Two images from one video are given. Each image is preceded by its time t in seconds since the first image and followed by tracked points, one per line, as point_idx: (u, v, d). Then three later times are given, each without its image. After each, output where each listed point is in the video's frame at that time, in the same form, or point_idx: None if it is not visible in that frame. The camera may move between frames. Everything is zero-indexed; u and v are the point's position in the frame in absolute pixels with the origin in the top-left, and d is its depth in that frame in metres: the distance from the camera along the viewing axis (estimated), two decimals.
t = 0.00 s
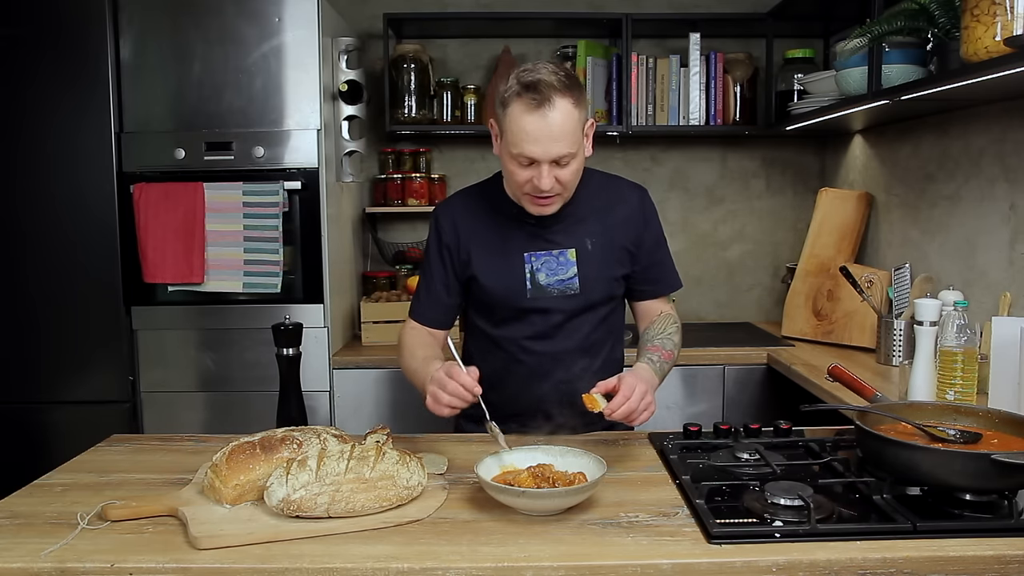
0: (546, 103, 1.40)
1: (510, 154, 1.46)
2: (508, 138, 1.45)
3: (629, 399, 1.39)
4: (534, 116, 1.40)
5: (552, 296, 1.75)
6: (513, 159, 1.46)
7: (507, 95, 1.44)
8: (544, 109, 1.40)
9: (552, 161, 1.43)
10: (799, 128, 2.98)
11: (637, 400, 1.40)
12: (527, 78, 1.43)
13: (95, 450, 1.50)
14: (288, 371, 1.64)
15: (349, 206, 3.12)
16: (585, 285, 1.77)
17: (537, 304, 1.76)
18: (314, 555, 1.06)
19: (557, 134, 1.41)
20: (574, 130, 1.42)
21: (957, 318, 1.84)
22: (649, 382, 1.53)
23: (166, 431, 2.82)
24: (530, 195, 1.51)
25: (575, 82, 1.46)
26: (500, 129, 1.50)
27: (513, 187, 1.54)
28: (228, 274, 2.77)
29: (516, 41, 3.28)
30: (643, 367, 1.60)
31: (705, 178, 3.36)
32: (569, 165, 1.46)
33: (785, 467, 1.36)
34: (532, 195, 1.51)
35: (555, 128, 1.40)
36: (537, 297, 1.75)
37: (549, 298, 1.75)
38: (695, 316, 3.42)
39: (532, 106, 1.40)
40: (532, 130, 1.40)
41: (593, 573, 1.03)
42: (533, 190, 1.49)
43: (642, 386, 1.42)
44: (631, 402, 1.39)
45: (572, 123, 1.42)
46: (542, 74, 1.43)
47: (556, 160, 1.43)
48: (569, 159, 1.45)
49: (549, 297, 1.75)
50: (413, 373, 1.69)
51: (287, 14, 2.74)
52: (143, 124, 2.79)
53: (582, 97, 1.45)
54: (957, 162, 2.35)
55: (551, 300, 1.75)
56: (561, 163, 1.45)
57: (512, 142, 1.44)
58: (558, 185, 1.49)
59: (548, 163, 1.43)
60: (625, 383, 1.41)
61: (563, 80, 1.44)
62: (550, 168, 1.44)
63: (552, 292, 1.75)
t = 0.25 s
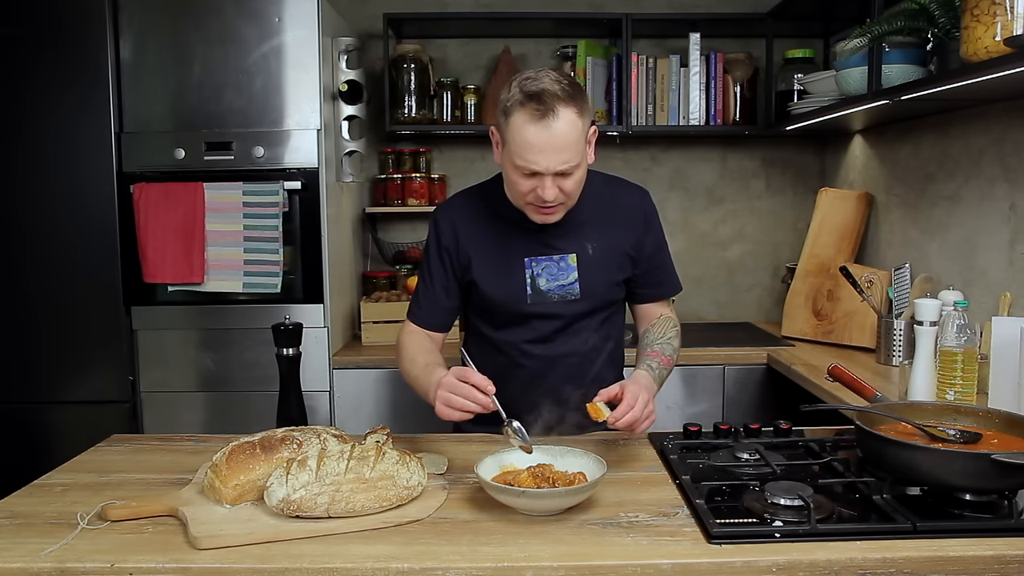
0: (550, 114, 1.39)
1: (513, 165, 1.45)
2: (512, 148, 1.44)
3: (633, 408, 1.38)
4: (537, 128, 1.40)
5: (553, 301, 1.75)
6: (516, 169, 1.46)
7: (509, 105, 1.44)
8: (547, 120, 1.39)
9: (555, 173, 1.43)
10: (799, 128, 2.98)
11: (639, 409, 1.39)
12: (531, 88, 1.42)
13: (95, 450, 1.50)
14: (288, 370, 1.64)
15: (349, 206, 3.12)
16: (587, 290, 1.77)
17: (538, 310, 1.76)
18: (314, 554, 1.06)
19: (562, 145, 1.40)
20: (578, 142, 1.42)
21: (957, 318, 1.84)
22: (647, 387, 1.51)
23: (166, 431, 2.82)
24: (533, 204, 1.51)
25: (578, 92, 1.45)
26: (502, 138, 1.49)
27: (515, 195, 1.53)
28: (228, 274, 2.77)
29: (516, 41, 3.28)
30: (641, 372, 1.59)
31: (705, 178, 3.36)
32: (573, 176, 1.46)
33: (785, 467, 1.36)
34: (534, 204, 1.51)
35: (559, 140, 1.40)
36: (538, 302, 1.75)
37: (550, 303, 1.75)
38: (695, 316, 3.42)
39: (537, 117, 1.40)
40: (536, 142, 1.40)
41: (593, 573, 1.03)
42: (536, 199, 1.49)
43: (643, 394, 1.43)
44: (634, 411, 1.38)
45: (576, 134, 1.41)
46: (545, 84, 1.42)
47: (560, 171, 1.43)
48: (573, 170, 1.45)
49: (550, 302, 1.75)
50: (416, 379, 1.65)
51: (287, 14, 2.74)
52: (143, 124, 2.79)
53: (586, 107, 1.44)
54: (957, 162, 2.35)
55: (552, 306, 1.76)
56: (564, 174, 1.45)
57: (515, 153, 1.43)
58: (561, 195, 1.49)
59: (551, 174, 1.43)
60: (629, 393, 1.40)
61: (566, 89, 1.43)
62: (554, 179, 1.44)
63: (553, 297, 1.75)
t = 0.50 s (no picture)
0: (558, 116, 1.39)
1: (519, 166, 1.45)
2: (518, 150, 1.44)
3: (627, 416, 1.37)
4: (544, 130, 1.39)
5: (555, 304, 1.75)
6: (522, 171, 1.45)
7: (516, 107, 1.43)
8: (554, 122, 1.39)
9: (561, 175, 1.43)
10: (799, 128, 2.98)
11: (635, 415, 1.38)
12: (537, 90, 1.42)
13: (95, 450, 1.50)
14: (288, 370, 1.64)
15: (349, 206, 3.12)
16: (589, 293, 1.77)
17: (540, 312, 1.76)
18: (314, 555, 1.06)
19: (569, 147, 1.40)
20: (584, 144, 1.42)
21: (957, 318, 1.84)
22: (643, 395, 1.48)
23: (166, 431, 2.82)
24: (539, 207, 1.51)
25: (585, 93, 1.45)
26: (508, 140, 1.49)
27: (519, 197, 1.53)
28: (227, 274, 2.77)
29: (516, 41, 3.28)
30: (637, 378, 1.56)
31: (705, 178, 3.36)
32: (579, 178, 1.46)
33: (785, 467, 1.36)
34: (540, 207, 1.51)
35: (566, 142, 1.40)
36: (541, 305, 1.75)
37: (552, 306, 1.75)
38: (695, 316, 3.42)
39: (544, 119, 1.39)
40: (542, 144, 1.40)
41: (593, 573, 1.03)
42: (542, 202, 1.48)
43: (639, 401, 1.40)
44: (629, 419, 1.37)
45: (583, 136, 1.41)
46: (552, 86, 1.42)
47: (566, 173, 1.43)
48: (580, 172, 1.45)
49: (552, 305, 1.75)
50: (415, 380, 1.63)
51: (287, 14, 2.74)
52: (143, 124, 2.79)
53: (592, 109, 1.44)
54: (957, 162, 2.35)
55: (554, 308, 1.76)
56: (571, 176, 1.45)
57: (521, 155, 1.43)
58: (567, 197, 1.49)
59: (557, 176, 1.43)
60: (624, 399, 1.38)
61: (573, 91, 1.43)
62: (560, 181, 1.44)
63: (555, 300, 1.75)
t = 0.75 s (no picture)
0: (557, 116, 1.39)
1: (518, 167, 1.45)
2: (517, 151, 1.44)
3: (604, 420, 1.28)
4: (543, 130, 1.39)
5: (554, 305, 1.75)
6: (522, 171, 1.45)
7: (514, 108, 1.43)
8: (553, 122, 1.39)
9: (561, 175, 1.43)
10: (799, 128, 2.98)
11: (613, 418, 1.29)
12: (536, 90, 1.42)
13: (95, 450, 1.50)
14: (288, 370, 1.64)
15: (349, 206, 3.12)
16: (588, 294, 1.77)
17: (540, 314, 1.76)
18: (314, 554, 1.06)
19: (568, 147, 1.40)
20: (583, 144, 1.42)
21: (957, 318, 1.84)
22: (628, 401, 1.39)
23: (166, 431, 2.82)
24: (538, 208, 1.51)
25: (584, 93, 1.45)
26: (507, 141, 1.49)
27: (519, 198, 1.53)
28: (227, 274, 2.77)
29: (516, 41, 3.27)
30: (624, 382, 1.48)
31: (705, 178, 3.36)
32: (578, 178, 1.46)
33: (786, 467, 1.36)
34: (539, 208, 1.50)
35: (564, 142, 1.40)
36: (540, 306, 1.75)
37: (551, 307, 1.75)
38: (695, 316, 3.42)
39: (543, 119, 1.39)
40: (541, 144, 1.40)
41: (593, 573, 1.03)
42: (541, 202, 1.48)
43: (618, 404, 1.31)
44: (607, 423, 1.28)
45: (582, 136, 1.41)
46: (551, 86, 1.42)
47: (565, 173, 1.43)
48: (579, 172, 1.44)
49: (551, 306, 1.75)
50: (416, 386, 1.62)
51: (287, 14, 2.74)
52: (143, 124, 2.79)
53: (592, 109, 1.44)
54: (957, 162, 2.35)
55: (554, 310, 1.76)
56: (570, 176, 1.44)
57: (520, 156, 1.43)
58: (566, 198, 1.48)
59: (557, 177, 1.43)
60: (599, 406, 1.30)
61: (572, 90, 1.43)
62: (560, 181, 1.44)
63: (554, 301, 1.75)
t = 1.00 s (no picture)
0: (541, 114, 1.39)
1: (505, 167, 1.45)
2: (503, 151, 1.43)
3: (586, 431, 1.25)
4: (527, 129, 1.39)
5: (551, 306, 1.76)
6: (509, 171, 1.45)
7: (499, 108, 1.43)
8: (537, 121, 1.39)
9: (547, 174, 1.42)
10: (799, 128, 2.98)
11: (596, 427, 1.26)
12: (519, 89, 1.41)
13: (95, 450, 1.50)
14: (288, 370, 1.64)
15: (349, 206, 3.12)
16: (585, 294, 1.77)
17: (537, 315, 1.76)
18: (314, 554, 1.06)
19: (553, 145, 1.40)
20: (568, 141, 1.41)
21: (957, 318, 1.84)
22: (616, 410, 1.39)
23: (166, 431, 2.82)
24: (527, 208, 1.51)
25: (568, 90, 1.44)
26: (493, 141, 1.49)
27: (509, 198, 1.53)
28: (228, 274, 2.77)
29: (516, 41, 3.28)
30: (608, 390, 1.47)
31: (705, 178, 3.36)
32: (565, 177, 1.45)
33: (786, 467, 1.36)
34: (528, 207, 1.50)
35: (549, 140, 1.39)
36: (536, 307, 1.75)
37: (547, 308, 1.76)
38: (695, 316, 3.42)
39: (527, 117, 1.39)
40: (526, 143, 1.39)
41: (593, 574, 1.03)
42: (529, 202, 1.48)
43: (601, 413, 1.29)
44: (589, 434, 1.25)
45: (567, 134, 1.41)
46: (534, 85, 1.42)
47: (551, 172, 1.43)
48: (566, 170, 1.44)
49: (548, 307, 1.76)
50: (416, 394, 1.62)
51: (287, 14, 2.74)
52: (143, 124, 2.79)
53: (576, 106, 1.43)
54: (957, 162, 2.35)
55: (550, 310, 1.76)
56: (557, 175, 1.44)
57: (506, 156, 1.43)
58: (555, 197, 1.48)
59: (543, 176, 1.43)
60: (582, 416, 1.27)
61: (558, 89, 1.42)
62: (546, 180, 1.44)
63: (551, 302, 1.75)
